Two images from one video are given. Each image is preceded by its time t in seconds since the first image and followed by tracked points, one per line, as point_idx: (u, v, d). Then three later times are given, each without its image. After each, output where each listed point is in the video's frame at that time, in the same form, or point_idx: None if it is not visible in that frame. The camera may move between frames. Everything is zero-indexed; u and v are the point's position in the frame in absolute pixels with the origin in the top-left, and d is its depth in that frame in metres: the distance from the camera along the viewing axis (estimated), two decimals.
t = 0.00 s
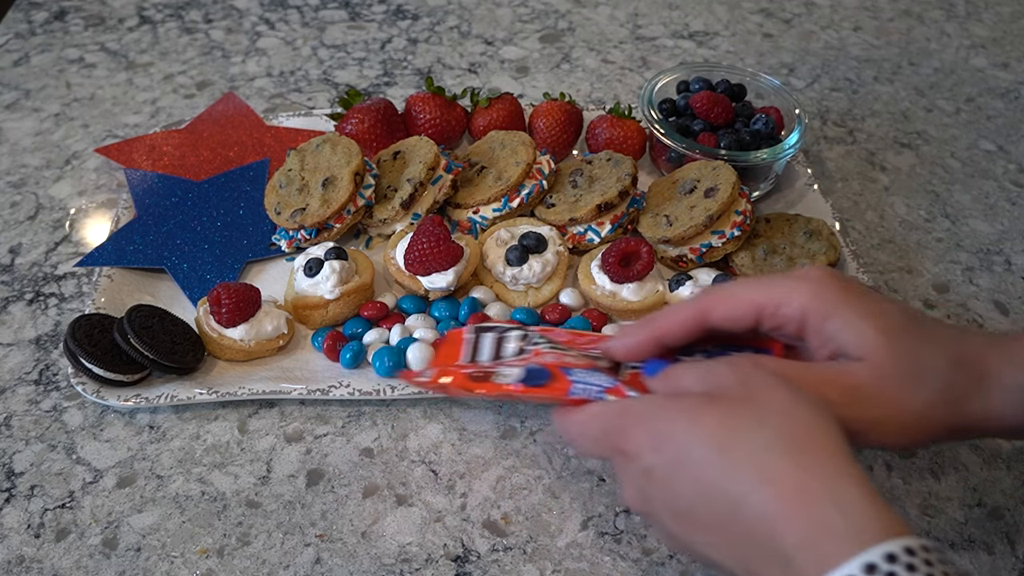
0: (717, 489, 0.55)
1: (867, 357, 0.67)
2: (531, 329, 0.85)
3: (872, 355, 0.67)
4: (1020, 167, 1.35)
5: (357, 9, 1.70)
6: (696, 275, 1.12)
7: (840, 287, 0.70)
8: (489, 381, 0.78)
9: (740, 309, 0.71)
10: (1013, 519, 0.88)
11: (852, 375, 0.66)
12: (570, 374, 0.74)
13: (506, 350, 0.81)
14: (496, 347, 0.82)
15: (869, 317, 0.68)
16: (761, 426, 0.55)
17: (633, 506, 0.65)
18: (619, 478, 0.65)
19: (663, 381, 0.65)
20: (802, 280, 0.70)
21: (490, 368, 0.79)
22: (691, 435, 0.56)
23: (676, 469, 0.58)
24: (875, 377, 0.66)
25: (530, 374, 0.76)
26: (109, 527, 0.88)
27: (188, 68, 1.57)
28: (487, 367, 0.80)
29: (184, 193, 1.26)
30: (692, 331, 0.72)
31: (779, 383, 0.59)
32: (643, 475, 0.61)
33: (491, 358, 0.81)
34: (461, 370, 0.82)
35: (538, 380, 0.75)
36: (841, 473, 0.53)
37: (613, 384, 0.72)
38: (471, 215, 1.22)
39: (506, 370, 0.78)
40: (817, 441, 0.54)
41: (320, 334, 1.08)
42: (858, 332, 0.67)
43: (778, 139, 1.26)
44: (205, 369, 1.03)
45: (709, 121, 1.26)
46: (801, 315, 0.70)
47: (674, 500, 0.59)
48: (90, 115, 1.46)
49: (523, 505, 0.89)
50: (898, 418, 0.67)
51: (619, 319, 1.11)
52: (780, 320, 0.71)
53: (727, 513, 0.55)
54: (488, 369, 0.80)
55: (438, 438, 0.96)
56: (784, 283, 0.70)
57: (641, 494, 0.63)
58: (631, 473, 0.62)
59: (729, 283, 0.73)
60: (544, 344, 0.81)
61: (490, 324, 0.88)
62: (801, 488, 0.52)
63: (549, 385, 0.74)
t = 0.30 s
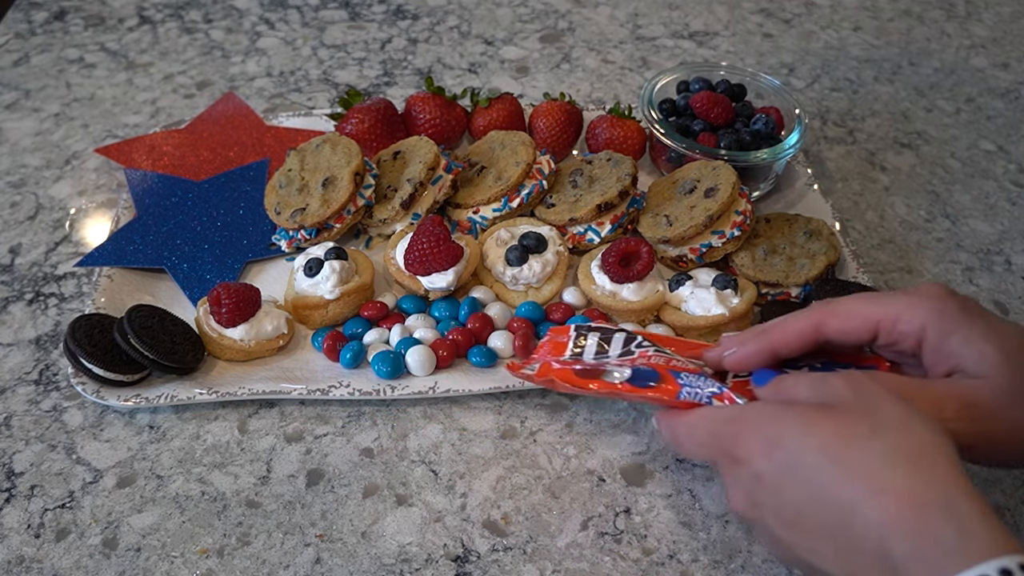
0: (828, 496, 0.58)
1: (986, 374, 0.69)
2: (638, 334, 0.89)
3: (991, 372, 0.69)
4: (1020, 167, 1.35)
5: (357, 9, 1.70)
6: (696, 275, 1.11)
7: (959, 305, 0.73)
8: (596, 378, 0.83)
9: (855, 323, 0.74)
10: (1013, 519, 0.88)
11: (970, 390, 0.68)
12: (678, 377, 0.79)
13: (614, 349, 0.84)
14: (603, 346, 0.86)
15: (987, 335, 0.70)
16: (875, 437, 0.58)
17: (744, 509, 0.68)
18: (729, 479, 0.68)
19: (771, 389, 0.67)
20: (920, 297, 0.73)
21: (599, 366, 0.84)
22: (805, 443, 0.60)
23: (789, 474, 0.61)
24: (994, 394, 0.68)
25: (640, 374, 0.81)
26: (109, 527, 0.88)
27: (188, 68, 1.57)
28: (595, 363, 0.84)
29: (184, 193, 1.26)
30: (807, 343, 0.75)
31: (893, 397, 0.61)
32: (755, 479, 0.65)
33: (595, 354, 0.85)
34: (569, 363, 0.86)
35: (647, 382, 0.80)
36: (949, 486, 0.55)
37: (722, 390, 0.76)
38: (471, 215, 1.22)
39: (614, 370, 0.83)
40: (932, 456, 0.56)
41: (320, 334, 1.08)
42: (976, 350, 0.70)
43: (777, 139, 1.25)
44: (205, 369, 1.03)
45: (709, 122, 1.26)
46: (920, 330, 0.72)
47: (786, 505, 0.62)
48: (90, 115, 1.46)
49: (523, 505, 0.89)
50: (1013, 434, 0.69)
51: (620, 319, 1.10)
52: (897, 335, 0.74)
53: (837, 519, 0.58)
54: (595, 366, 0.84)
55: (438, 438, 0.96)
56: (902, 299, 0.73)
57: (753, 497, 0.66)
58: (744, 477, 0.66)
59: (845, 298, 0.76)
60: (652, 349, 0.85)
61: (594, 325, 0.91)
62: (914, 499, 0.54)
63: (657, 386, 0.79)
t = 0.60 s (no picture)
0: (872, 526, 0.59)
1: None
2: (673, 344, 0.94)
3: None
4: (1019, 167, 1.35)
5: (357, 9, 1.70)
6: (696, 274, 1.11)
7: (1004, 326, 0.76)
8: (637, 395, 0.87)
9: (901, 341, 0.77)
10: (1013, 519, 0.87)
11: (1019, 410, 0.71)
12: (719, 399, 0.83)
13: (651, 364, 0.90)
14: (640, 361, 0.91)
15: None
16: (923, 471, 0.58)
17: (785, 535, 0.69)
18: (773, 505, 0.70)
19: (814, 416, 0.70)
20: (964, 317, 0.77)
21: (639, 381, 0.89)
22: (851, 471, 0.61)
23: (833, 502, 0.62)
24: None
25: (682, 395, 0.85)
26: (109, 527, 0.88)
27: (188, 68, 1.57)
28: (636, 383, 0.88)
29: (184, 193, 1.26)
30: (851, 360, 0.78)
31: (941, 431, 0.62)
32: (800, 504, 0.66)
33: (633, 369, 0.90)
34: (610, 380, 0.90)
35: (688, 402, 0.84)
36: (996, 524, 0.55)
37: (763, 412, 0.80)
38: (471, 215, 1.22)
39: (654, 389, 0.87)
40: (979, 493, 0.57)
41: (320, 334, 1.08)
42: (1022, 373, 0.73)
43: (777, 139, 1.26)
44: (205, 369, 1.03)
45: (709, 121, 1.26)
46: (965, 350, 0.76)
47: (828, 533, 0.63)
48: (90, 115, 1.46)
49: (523, 505, 0.89)
50: None
51: (620, 319, 1.11)
52: (941, 353, 0.77)
53: (880, 550, 0.58)
54: (635, 383, 0.89)
55: (438, 438, 0.96)
56: (947, 319, 0.77)
57: (796, 521, 0.67)
58: (790, 501, 0.67)
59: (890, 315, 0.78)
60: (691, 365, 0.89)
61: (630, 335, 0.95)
62: (957, 533, 0.55)
63: (699, 407, 0.83)
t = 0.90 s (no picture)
0: (887, 518, 0.59)
1: None
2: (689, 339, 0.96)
3: None
4: (1019, 167, 1.35)
5: (357, 9, 1.70)
6: (696, 274, 1.11)
7: None
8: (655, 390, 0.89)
9: (922, 343, 0.76)
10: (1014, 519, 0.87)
11: None
12: (736, 394, 0.86)
13: (668, 359, 0.92)
14: (657, 356, 0.93)
15: None
16: (939, 464, 0.59)
17: (794, 526, 0.69)
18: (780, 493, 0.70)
19: (829, 410, 0.70)
20: (987, 318, 0.76)
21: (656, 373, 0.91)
22: (868, 465, 0.61)
23: (847, 494, 0.62)
24: None
25: (699, 389, 0.87)
26: (109, 527, 0.88)
27: (188, 68, 1.57)
28: (653, 377, 0.91)
29: (184, 193, 1.26)
30: (871, 361, 0.78)
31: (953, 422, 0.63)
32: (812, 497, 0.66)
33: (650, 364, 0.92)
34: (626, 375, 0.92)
35: (704, 396, 0.86)
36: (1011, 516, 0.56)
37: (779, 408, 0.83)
38: (471, 215, 1.22)
39: (671, 382, 0.89)
40: (994, 485, 0.58)
41: (320, 334, 1.08)
42: None
43: (777, 139, 1.26)
44: (205, 369, 1.03)
45: (709, 122, 1.26)
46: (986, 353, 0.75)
47: (841, 524, 0.63)
48: (90, 115, 1.46)
49: (523, 505, 0.89)
50: None
51: (620, 319, 1.11)
52: (962, 355, 0.77)
53: (895, 542, 0.59)
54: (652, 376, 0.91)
55: (438, 438, 0.96)
56: (970, 320, 0.76)
57: (807, 514, 0.67)
58: (800, 493, 0.67)
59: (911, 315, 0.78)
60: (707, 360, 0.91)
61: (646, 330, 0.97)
62: (976, 527, 0.56)
63: (715, 401, 0.86)
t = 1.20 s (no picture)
0: None
1: None
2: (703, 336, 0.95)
3: None
4: (1019, 167, 1.35)
5: (357, 9, 1.70)
6: (696, 274, 1.11)
7: None
8: (670, 406, 0.87)
9: (941, 364, 0.77)
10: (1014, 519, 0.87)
11: None
12: (747, 424, 0.84)
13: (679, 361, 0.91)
14: (669, 352, 0.92)
15: None
16: (923, 543, 0.61)
17: None
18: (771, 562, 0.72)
19: (841, 464, 0.73)
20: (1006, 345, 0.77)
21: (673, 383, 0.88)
22: (856, 541, 0.63)
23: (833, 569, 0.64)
24: None
25: (710, 413, 0.85)
26: (109, 527, 0.88)
27: (188, 68, 1.57)
28: (666, 391, 0.88)
29: (184, 193, 1.26)
30: (888, 378, 0.78)
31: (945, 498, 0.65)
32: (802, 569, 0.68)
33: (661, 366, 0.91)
34: (640, 380, 0.89)
35: (715, 422, 0.84)
36: None
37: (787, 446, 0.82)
38: (471, 215, 1.22)
39: (685, 399, 0.87)
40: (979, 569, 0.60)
41: (320, 334, 1.08)
42: None
43: (778, 139, 1.26)
44: (205, 369, 1.03)
45: (709, 122, 1.26)
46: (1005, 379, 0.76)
47: None
48: (90, 115, 1.46)
49: (523, 505, 0.89)
50: None
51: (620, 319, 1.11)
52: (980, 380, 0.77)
53: None
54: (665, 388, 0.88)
55: (438, 438, 0.96)
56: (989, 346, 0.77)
57: None
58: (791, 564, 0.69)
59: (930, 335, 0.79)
60: (720, 370, 0.89)
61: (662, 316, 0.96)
62: None
63: (725, 429, 0.84)
